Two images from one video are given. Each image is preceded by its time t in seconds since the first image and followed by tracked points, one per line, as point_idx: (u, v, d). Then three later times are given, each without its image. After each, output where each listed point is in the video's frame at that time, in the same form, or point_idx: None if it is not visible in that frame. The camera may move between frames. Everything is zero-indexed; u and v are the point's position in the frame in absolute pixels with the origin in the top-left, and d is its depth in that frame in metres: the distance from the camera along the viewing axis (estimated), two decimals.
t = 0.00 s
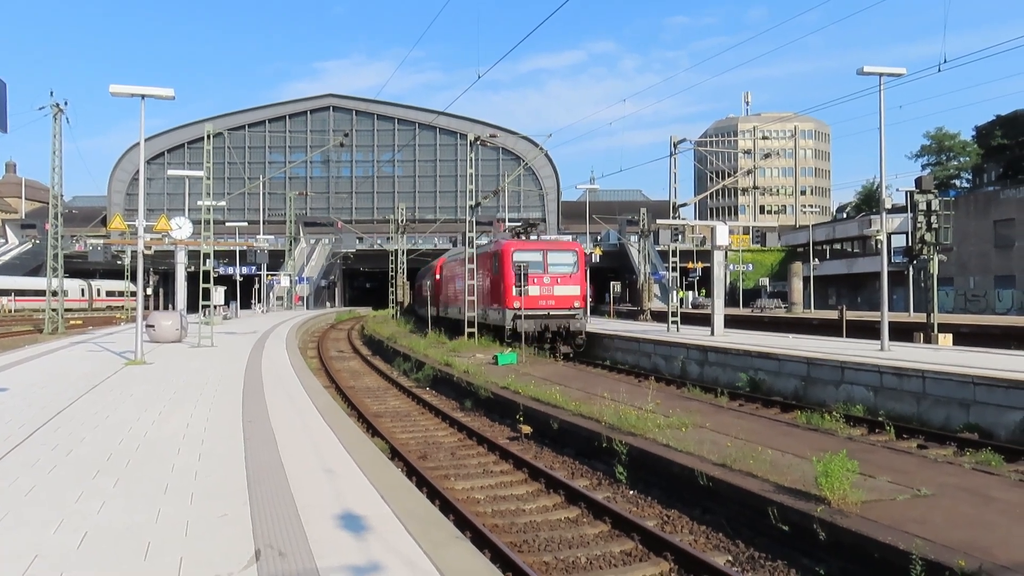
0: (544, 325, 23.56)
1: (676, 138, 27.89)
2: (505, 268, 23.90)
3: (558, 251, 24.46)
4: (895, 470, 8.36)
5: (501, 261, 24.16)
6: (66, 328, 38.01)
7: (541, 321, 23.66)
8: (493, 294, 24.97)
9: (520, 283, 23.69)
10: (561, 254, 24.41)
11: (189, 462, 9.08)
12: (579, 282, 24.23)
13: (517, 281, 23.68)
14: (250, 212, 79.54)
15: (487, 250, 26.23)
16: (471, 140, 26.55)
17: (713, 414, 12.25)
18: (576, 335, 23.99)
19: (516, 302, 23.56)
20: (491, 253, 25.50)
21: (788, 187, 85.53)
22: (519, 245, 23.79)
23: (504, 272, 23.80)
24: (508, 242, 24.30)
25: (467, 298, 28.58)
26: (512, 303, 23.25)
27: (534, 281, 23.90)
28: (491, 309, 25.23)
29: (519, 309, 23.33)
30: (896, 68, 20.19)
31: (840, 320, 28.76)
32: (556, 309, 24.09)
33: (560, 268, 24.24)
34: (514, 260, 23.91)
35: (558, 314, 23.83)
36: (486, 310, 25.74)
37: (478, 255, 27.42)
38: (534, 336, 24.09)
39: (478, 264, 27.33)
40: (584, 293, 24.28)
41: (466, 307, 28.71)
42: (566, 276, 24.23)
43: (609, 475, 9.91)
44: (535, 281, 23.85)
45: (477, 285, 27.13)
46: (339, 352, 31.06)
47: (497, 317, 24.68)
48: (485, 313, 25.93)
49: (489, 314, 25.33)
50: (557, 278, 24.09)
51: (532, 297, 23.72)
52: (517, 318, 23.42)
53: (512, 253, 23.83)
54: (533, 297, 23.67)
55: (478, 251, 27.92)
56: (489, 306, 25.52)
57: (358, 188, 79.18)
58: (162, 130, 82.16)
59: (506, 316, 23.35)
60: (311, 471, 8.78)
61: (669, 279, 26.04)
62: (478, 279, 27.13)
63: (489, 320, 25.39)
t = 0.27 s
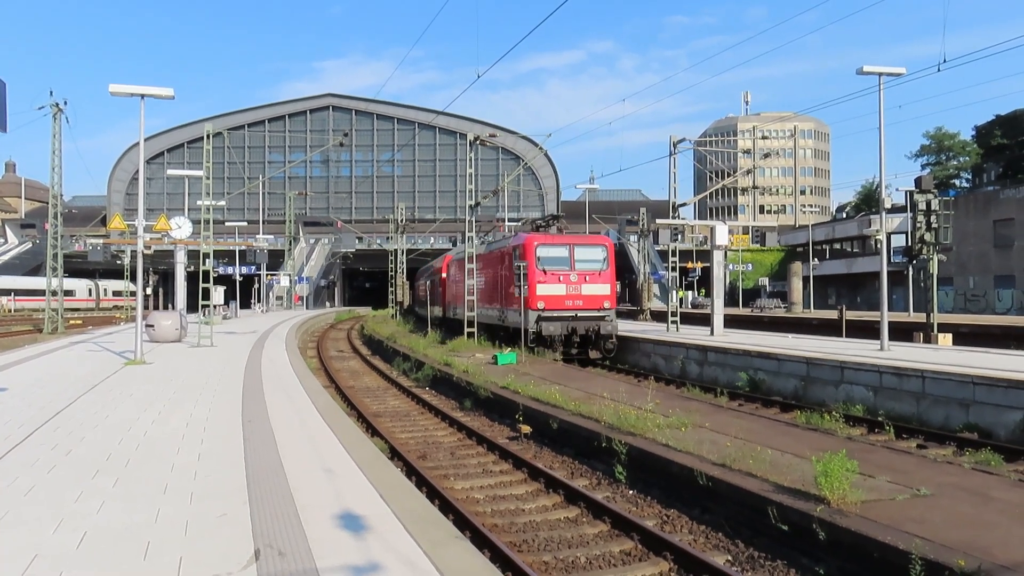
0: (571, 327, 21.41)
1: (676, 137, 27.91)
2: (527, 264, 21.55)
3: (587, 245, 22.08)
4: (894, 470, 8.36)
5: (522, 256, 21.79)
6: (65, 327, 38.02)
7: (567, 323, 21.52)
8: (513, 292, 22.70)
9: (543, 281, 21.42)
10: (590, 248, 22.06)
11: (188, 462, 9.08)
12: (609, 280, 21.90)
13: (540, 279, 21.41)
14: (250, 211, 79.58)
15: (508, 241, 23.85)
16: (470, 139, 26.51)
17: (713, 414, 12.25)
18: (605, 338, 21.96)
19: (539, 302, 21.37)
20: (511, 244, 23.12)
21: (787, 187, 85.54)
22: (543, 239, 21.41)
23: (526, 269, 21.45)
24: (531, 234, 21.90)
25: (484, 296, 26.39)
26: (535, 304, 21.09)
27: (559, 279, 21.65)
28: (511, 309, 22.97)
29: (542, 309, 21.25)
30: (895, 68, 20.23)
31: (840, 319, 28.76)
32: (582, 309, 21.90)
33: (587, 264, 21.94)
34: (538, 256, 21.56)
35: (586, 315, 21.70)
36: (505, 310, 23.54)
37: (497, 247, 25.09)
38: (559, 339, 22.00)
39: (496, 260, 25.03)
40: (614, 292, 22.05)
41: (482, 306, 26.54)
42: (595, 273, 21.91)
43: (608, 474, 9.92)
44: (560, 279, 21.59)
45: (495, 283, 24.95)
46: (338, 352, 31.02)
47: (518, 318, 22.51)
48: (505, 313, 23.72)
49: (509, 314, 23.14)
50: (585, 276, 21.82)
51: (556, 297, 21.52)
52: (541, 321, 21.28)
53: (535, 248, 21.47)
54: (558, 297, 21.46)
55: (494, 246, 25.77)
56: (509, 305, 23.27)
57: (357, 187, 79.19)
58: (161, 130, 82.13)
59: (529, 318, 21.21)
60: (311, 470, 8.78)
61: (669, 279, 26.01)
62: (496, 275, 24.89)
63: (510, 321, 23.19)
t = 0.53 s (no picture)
0: (604, 330, 18.75)
1: (671, 136, 27.89)
2: (554, 259, 18.75)
3: (622, 237, 19.29)
4: (888, 469, 8.38)
5: (548, 250, 19.04)
6: (60, 326, 37.91)
7: (599, 325, 18.82)
8: (536, 291, 19.92)
9: (573, 278, 18.60)
10: (625, 240, 19.27)
11: (183, 461, 9.05)
12: (647, 277, 19.20)
13: (569, 275, 18.60)
14: (244, 210, 79.49)
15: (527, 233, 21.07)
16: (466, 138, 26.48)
17: (708, 413, 12.26)
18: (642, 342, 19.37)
19: (568, 302, 18.61)
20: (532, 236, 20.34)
21: (782, 186, 85.66)
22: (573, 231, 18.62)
23: (553, 266, 18.72)
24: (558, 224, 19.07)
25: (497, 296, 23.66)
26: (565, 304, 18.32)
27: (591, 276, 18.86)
28: (531, 310, 20.22)
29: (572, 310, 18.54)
30: (889, 67, 20.29)
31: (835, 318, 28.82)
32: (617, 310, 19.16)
33: (622, 259, 19.15)
34: (567, 249, 18.77)
35: (622, 316, 18.94)
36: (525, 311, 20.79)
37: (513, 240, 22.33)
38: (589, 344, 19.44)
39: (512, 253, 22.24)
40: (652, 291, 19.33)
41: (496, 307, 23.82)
42: (631, 269, 19.18)
43: (603, 473, 9.93)
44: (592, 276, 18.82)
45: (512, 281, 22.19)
46: (333, 351, 30.98)
47: (540, 320, 19.74)
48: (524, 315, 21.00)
49: (529, 316, 20.42)
50: (620, 272, 19.06)
51: (589, 297, 18.73)
52: (571, 323, 18.56)
53: (563, 241, 18.67)
54: (590, 296, 18.67)
55: (509, 239, 22.94)
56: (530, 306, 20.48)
57: (353, 186, 79.11)
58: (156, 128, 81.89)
59: (558, 320, 18.48)
60: (305, 469, 8.77)
61: (664, 278, 26.03)
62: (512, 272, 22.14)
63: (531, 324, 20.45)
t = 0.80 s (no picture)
0: (648, 335, 16.85)
1: (668, 136, 27.89)
2: (591, 255, 16.94)
3: (667, 230, 17.45)
4: (885, 468, 8.39)
5: (584, 245, 17.23)
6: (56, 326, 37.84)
7: (643, 329, 16.95)
8: (569, 290, 18.11)
9: (613, 276, 16.80)
10: (670, 233, 17.43)
11: (179, 461, 9.04)
12: (695, 275, 17.37)
13: (609, 273, 16.77)
14: (241, 210, 79.43)
15: (557, 225, 19.21)
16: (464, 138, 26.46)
17: (705, 413, 12.25)
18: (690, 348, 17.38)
19: (608, 303, 16.77)
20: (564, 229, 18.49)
21: (779, 186, 85.71)
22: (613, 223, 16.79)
23: (591, 262, 16.90)
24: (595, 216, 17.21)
25: (521, 295, 21.80)
26: (605, 306, 16.51)
27: (633, 274, 17.02)
28: (564, 311, 18.42)
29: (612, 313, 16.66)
30: (886, 67, 20.32)
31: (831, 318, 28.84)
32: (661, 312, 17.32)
33: (668, 254, 17.31)
34: (606, 243, 16.95)
35: (668, 318, 17.11)
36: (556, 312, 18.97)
37: (540, 233, 20.45)
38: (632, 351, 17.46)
39: (539, 249, 20.36)
40: (700, 290, 17.52)
41: (520, 308, 21.96)
42: (677, 265, 17.32)
43: (600, 473, 9.94)
44: (634, 274, 16.98)
45: (538, 279, 20.34)
46: (330, 350, 30.98)
47: (575, 323, 17.95)
48: (554, 316, 19.19)
49: (562, 319, 18.61)
50: (666, 269, 17.24)
51: (631, 297, 16.92)
52: (611, 327, 16.71)
53: (602, 234, 16.81)
54: (632, 297, 16.86)
55: (535, 232, 21.02)
56: (563, 306, 18.65)
57: (350, 186, 79.08)
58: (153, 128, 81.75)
59: (596, 324, 16.65)
60: (302, 469, 8.76)
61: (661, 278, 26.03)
62: (539, 269, 20.29)
63: (564, 326, 18.62)
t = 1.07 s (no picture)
0: (711, 339, 14.74)
1: (666, 133, 27.87)
2: (643, 246, 14.68)
3: (728, 218, 15.28)
4: (881, 465, 8.41)
5: (632, 235, 15.01)
6: (54, 324, 37.83)
7: (703, 332, 14.78)
8: (612, 287, 15.87)
9: (669, 271, 14.59)
10: (732, 221, 15.28)
11: (176, 459, 9.03)
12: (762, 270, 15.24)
13: (665, 267, 14.59)
14: (239, 207, 79.38)
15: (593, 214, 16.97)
16: (461, 135, 26.41)
17: (703, 410, 12.27)
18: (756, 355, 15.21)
19: (665, 302, 14.54)
20: (604, 217, 16.25)
21: (776, 183, 85.77)
22: (669, 208, 14.66)
23: (643, 254, 14.67)
24: (648, 200, 14.97)
25: (544, 292, 19.61)
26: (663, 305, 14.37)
27: (693, 269, 14.85)
28: (604, 312, 16.22)
29: (667, 314, 14.56)
30: (883, 65, 20.35)
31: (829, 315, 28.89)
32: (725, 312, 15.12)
33: (730, 245, 15.19)
34: (660, 232, 14.72)
35: (732, 319, 14.96)
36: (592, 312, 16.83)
37: (570, 222, 18.21)
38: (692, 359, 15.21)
39: (569, 241, 18.12)
40: (766, 287, 15.36)
41: (542, 307, 19.79)
42: (742, 259, 15.20)
43: (598, 471, 9.94)
44: (694, 268, 14.81)
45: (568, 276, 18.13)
46: (328, 348, 30.98)
47: (618, 325, 15.74)
48: (590, 317, 17.00)
49: (601, 320, 16.40)
50: (729, 263, 15.06)
51: (690, 295, 14.72)
52: (666, 330, 14.56)
53: (657, 221, 14.67)
54: (692, 295, 14.69)
55: (563, 221, 18.75)
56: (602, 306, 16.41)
57: (347, 183, 79.03)
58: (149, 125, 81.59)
59: (651, 326, 14.48)
60: (300, 466, 8.77)
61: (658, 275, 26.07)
62: (568, 263, 18.11)
63: (603, 329, 16.42)
